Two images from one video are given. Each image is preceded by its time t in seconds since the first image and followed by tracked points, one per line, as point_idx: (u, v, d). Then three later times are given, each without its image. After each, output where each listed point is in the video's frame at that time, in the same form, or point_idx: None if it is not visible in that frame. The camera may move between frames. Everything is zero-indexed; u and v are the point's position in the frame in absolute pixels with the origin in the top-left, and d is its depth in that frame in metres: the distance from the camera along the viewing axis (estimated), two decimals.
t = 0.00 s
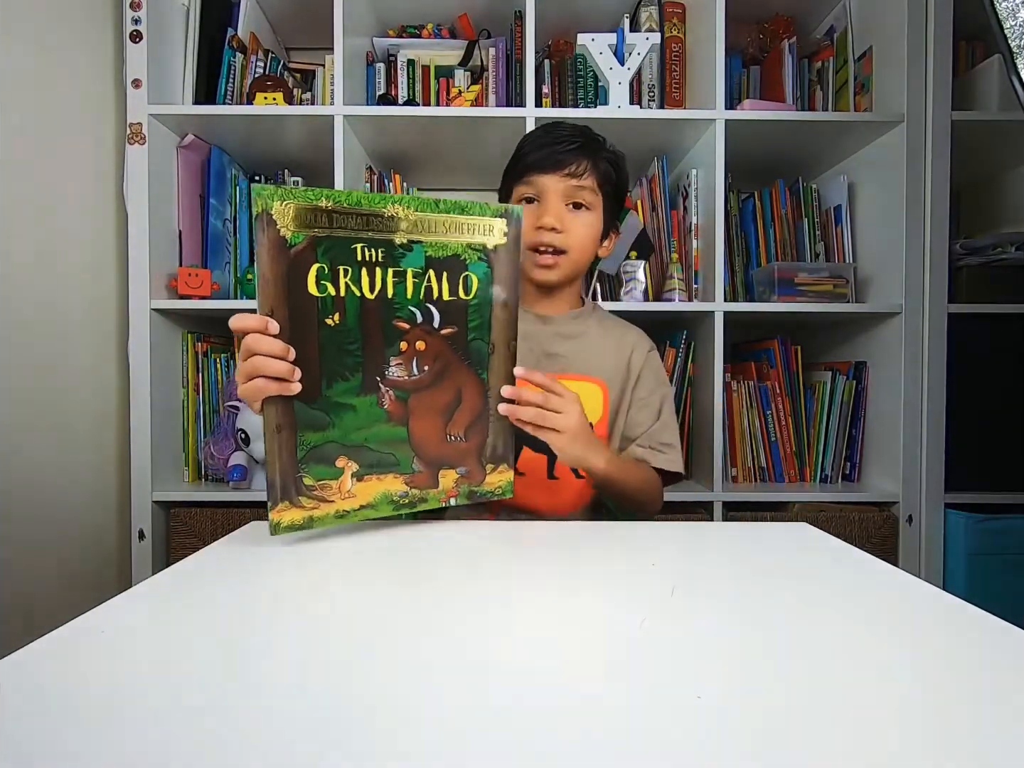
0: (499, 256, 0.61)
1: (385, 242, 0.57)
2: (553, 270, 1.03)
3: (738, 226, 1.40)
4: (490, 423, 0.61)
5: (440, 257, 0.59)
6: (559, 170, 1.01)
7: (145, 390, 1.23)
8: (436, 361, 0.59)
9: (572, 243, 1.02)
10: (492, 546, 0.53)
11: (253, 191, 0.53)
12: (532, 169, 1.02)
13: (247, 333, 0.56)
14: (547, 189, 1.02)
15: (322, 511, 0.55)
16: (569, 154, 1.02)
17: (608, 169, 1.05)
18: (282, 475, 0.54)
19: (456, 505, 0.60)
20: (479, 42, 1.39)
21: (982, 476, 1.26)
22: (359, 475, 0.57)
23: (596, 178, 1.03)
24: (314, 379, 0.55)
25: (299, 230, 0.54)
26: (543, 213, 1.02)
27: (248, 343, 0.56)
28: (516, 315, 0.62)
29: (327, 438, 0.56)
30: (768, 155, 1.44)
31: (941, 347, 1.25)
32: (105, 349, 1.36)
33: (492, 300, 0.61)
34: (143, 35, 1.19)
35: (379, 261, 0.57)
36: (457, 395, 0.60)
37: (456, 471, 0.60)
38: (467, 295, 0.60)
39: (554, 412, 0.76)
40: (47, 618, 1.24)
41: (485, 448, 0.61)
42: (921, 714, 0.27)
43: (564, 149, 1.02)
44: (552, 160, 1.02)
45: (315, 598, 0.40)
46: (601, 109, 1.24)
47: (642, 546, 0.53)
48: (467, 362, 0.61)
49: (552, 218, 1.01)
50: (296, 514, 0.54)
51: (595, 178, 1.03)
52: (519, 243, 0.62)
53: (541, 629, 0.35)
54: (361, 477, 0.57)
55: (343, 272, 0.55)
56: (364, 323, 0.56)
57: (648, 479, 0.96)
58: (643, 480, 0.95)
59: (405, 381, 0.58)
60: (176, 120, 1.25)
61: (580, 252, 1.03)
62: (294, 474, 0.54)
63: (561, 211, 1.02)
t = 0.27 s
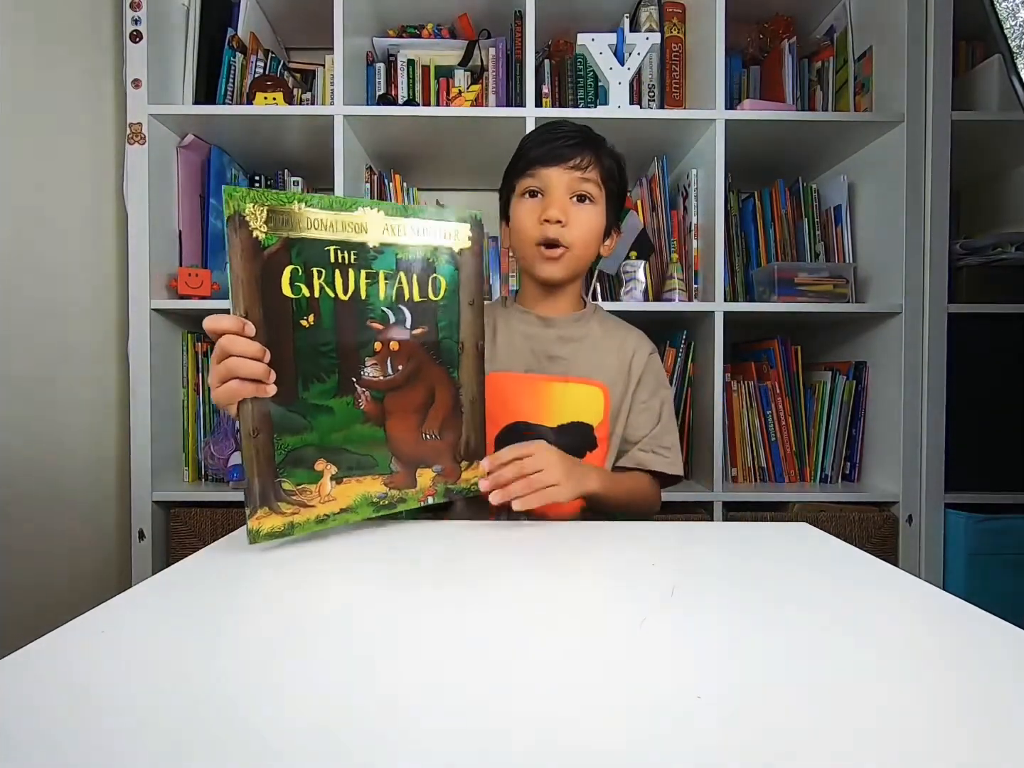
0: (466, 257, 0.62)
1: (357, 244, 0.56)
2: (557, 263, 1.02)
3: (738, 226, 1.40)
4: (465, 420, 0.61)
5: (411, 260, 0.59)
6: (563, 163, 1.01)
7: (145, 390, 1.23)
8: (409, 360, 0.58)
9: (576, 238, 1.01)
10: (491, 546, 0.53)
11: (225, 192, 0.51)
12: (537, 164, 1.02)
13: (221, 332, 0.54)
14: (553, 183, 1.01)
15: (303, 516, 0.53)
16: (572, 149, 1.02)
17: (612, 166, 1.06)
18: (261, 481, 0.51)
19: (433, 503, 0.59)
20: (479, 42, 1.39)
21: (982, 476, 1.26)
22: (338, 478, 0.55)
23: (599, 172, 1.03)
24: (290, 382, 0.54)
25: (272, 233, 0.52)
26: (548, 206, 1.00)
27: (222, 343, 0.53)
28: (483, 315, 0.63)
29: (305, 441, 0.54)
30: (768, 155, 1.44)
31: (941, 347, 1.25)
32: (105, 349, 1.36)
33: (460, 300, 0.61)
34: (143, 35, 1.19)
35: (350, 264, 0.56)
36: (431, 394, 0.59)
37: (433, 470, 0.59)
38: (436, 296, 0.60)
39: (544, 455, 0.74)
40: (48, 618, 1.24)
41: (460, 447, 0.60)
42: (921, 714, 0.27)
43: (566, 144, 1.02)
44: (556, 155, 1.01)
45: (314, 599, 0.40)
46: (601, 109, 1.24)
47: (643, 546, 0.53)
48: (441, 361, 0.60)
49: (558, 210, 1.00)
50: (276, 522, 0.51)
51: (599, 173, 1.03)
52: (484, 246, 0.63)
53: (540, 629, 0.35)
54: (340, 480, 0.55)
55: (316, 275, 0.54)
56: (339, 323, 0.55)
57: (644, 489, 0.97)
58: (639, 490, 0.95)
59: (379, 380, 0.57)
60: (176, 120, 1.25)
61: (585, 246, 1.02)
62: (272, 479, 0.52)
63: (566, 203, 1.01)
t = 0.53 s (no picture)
0: (434, 239, 0.59)
1: (323, 233, 0.54)
2: (559, 260, 1.01)
3: (738, 226, 1.40)
4: (449, 407, 0.58)
5: (379, 248, 0.56)
6: (562, 162, 1.01)
7: (145, 391, 1.23)
8: (386, 348, 0.56)
9: (578, 236, 1.01)
10: (491, 547, 0.53)
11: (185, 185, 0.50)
12: (536, 163, 1.02)
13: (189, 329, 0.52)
14: (552, 182, 1.01)
15: (287, 514, 0.50)
16: (571, 148, 1.02)
17: (612, 165, 1.06)
18: (240, 476, 0.48)
19: (425, 494, 0.57)
20: (479, 42, 1.39)
21: (981, 475, 1.27)
22: (322, 473, 0.52)
23: (599, 172, 1.03)
24: (263, 373, 0.51)
25: (236, 225, 0.51)
26: (549, 205, 1.00)
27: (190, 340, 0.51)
28: (455, 297, 0.60)
29: (285, 435, 0.51)
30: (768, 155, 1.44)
31: (941, 347, 1.25)
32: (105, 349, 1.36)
33: (433, 284, 0.58)
34: (142, 35, 1.19)
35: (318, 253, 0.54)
36: (412, 381, 0.56)
37: (421, 460, 0.56)
38: (407, 282, 0.57)
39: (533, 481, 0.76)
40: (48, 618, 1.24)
41: (446, 434, 0.58)
42: (923, 715, 0.27)
43: (565, 142, 1.02)
44: (555, 154, 1.01)
45: (314, 600, 0.40)
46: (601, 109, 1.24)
47: (644, 547, 0.53)
48: (419, 348, 0.57)
49: (558, 209, 1.00)
50: (259, 520, 0.48)
51: (598, 172, 1.03)
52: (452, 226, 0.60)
53: (541, 629, 0.35)
54: (325, 474, 0.52)
55: (283, 265, 0.52)
56: (310, 313, 0.53)
57: (637, 497, 0.97)
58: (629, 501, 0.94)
59: (357, 371, 0.54)
60: (176, 120, 1.25)
61: (586, 244, 1.02)
62: (252, 474, 0.49)
63: (566, 203, 1.00)
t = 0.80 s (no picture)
0: (421, 240, 0.57)
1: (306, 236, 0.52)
2: (558, 262, 1.01)
3: (738, 226, 1.40)
4: (444, 407, 0.58)
5: (366, 248, 0.54)
6: (561, 163, 1.01)
7: (145, 391, 1.23)
8: (378, 350, 0.54)
9: (577, 237, 1.01)
10: (490, 546, 0.53)
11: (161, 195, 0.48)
12: (534, 164, 1.02)
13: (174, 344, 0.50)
14: (549, 183, 1.00)
15: (289, 526, 0.49)
16: (569, 148, 1.02)
17: (610, 164, 1.06)
18: (237, 492, 0.48)
19: (426, 496, 0.56)
20: (479, 42, 1.39)
21: (981, 476, 1.26)
22: (321, 482, 0.52)
23: (597, 172, 1.03)
24: (256, 384, 0.50)
25: (217, 233, 0.49)
26: (547, 207, 1.00)
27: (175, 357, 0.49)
28: (446, 294, 0.59)
29: (282, 446, 0.50)
30: (768, 155, 1.44)
31: (941, 347, 1.25)
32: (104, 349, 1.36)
33: (422, 285, 0.57)
34: (142, 35, 1.19)
35: (302, 256, 0.52)
36: (405, 383, 0.55)
37: (420, 462, 0.56)
38: (396, 284, 0.56)
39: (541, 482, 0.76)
40: (47, 618, 1.24)
41: (444, 435, 0.57)
42: (923, 714, 0.27)
43: (563, 143, 1.02)
44: (553, 155, 1.01)
45: (313, 599, 0.40)
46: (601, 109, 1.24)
47: (643, 547, 0.53)
48: (412, 350, 0.56)
49: (557, 211, 0.99)
50: (260, 533, 0.48)
51: (596, 172, 1.03)
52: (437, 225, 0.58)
53: (541, 629, 0.35)
54: (324, 484, 0.52)
55: (269, 272, 0.51)
56: (300, 321, 0.51)
57: (636, 496, 0.96)
58: (628, 499, 0.94)
59: (351, 376, 0.53)
60: (176, 120, 1.25)
61: (585, 244, 1.02)
62: (251, 489, 0.49)
63: (564, 205, 1.00)
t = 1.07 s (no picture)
0: (444, 258, 0.58)
1: (327, 245, 0.52)
2: (558, 263, 1.01)
3: (738, 226, 1.40)
4: (450, 428, 0.58)
5: (386, 261, 0.55)
6: (561, 163, 1.01)
7: (145, 390, 1.23)
8: (389, 366, 0.55)
9: (575, 237, 1.01)
10: (490, 546, 0.53)
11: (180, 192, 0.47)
12: (533, 164, 1.02)
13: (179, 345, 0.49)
14: (548, 183, 1.00)
15: (276, 539, 0.48)
16: (569, 148, 1.02)
17: (609, 164, 1.06)
18: (229, 500, 0.47)
19: (422, 519, 0.56)
20: (479, 42, 1.39)
21: (981, 476, 1.27)
22: (314, 496, 0.51)
23: (596, 173, 1.03)
24: (259, 392, 0.49)
25: (235, 235, 0.48)
26: (546, 208, 1.00)
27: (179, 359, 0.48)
28: (463, 315, 0.59)
29: (279, 455, 0.50)
30: (768, 155, 1.44)
31: (941, 347, 1.25)
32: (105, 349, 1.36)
33: (440, 303, 0.58)
34: (143, 35, 1.19)
35: (321, 265, 0.52)
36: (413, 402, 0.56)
37: (419, 483, 0.56)
38: (414, 299, 0.56)
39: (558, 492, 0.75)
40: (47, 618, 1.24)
41: (446, 457, 0.58)
42: (922, 714, 0.27)
43: (564, 143, 1.02)
44: (553, 155, 1.01)
45: (312, 599, 0.40)
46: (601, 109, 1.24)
47: (643, 546, 0.53)
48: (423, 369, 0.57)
49: (556, 211, 0.99)
50: (248, 543, 0.47)
51: (596, 172, 1.03)
52: (462, 244, 0.59)
53: (539, 629, 0.35)
54: (318, 497, 0.51)
55: (285, 278, 0.50)
56: (310, 330, 0.51)
57: (637, 498, 0.96)
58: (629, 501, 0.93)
59: (358, 389, 0.53)
60: (176, 120, 1.25)
61: (584, 245, 1.02)
62: (242, 499, 0.48)
63: (564, 206, 1.00)
